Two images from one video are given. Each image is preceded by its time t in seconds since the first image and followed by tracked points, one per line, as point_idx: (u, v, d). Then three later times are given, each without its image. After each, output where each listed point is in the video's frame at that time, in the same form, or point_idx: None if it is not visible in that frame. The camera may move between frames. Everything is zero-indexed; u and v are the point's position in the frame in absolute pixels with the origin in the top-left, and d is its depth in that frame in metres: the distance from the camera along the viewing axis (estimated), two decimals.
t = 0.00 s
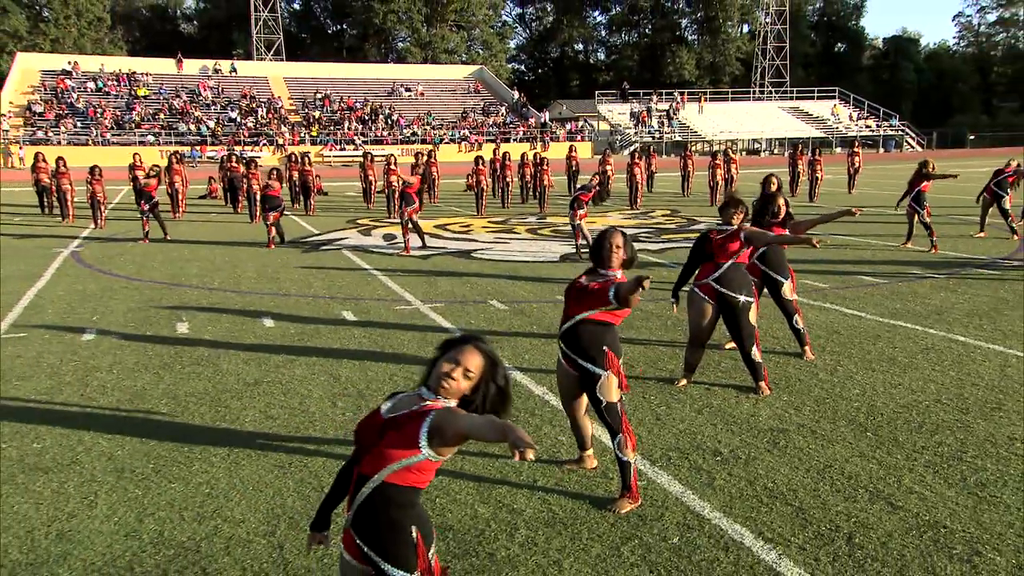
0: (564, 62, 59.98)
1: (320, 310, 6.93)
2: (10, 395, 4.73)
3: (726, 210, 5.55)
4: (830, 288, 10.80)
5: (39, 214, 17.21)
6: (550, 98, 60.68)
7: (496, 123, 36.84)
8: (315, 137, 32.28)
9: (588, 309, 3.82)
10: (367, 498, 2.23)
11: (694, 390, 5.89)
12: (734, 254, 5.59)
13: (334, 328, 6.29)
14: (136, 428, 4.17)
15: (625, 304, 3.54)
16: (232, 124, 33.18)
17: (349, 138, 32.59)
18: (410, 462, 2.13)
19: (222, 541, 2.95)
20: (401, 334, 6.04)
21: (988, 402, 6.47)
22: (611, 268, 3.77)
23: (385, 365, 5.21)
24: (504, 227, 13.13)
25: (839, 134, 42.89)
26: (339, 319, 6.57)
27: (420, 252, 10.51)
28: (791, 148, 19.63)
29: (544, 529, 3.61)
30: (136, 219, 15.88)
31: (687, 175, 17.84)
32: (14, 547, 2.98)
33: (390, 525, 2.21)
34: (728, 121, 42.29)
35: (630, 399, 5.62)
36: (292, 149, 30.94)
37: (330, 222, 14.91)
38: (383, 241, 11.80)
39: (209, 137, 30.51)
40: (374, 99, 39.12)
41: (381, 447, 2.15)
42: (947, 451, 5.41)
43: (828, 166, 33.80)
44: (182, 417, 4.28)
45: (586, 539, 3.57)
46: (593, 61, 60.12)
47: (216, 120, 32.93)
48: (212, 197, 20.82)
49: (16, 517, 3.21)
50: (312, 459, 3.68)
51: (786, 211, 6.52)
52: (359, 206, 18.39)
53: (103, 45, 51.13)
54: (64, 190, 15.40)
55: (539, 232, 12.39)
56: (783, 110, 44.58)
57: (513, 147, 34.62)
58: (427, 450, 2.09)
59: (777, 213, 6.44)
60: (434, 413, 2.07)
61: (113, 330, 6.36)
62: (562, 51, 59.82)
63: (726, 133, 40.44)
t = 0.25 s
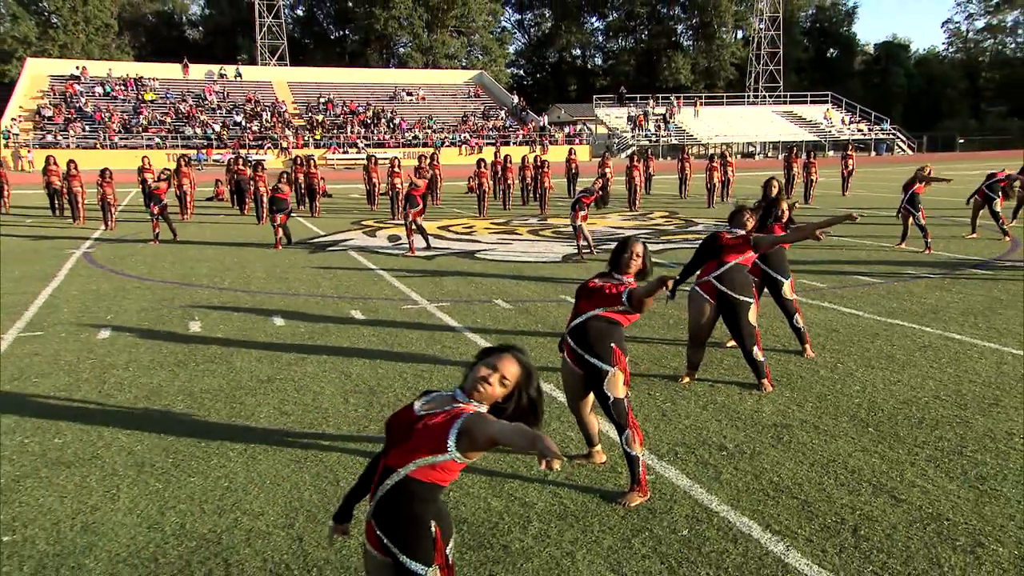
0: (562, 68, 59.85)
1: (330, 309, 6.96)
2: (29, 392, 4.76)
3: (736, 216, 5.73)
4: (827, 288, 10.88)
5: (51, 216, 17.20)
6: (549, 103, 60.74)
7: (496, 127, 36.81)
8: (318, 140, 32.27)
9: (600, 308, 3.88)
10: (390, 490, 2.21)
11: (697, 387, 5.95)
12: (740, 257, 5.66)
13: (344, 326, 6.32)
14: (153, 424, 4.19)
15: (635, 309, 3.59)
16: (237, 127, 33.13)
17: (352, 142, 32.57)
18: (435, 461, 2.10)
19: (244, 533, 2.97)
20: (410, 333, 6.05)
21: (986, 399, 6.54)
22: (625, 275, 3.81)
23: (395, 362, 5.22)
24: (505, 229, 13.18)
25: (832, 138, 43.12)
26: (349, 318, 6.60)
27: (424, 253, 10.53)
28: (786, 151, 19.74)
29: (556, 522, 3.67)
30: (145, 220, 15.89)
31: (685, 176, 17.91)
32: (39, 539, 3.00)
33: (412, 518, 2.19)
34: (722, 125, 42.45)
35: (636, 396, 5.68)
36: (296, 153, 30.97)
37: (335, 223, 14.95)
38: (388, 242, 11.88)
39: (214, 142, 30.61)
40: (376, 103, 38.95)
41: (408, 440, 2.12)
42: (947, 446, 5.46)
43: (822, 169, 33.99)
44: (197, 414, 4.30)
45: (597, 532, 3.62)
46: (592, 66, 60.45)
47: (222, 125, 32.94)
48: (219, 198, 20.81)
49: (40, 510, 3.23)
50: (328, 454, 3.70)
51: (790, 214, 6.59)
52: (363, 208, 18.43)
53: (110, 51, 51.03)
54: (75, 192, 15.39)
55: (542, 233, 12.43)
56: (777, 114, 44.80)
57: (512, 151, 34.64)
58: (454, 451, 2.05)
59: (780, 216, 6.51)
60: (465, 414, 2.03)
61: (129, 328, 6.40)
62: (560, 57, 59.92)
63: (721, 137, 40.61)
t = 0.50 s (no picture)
0: (559, 72, 59.91)
1: (337, 309, 6.99)
2: (45, 388, 4.81)
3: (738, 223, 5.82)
4: (823, 287, 10.97)
5: (60, 217, 17.13)
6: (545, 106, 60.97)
7: (495, 131, 36.84)
8: (321, 141, 32.10)
9: (610, 305, 3.95)
10: (412, 483, 2.22)
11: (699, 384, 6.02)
12: (741, 256, 5.74)
13: (351, 326, 6.34)
14: (167, 420, 4.21)
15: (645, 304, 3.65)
16: (240, 130, 33.05)
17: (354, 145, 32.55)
18: (457, 458, 2.10)
19: (261, 526, 3.00)
20: (416, 331, 6.08)
21: (983, 395, 6.61)
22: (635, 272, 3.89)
23: (402, 361, 5.26)
24: (505, 230, 13.23)
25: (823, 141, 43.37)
26: (356, 316, 6.64)
27: (426, 254, 10.56)
28: (780, 154, 19.85)
29: (566, 515, 3.73)
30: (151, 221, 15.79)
31: (681, 178, 17.98)
32: (63, 531, 3.03)
33: (434, 512, 2.20)
34: (716, 128, 42.62)
35: (641, 393, 5.74)
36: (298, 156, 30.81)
37: (338, 224, 15.01)
38: (392, 242, 11.97)
39: (219, 144, 30.58)
40: (377, 107, 38.93)
41: (431, 435, 2.13)
42: (946, 440, 5.51)
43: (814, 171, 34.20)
44: (210, 411, 4.32)
45: (607, 524, 3.68)
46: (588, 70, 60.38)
47: (226, 128, 32.89)
48: (222, 200, 20.79)
49: (61, 503, 3.26)
50: (340, 449, 3.73)
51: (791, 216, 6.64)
52: (366, 209, 18.46)
53: (115, 56, 50.92)
54: (83, 194, 15.37)
55: (542, 234, 12.49)
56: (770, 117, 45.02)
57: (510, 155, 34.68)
58: (475, 450, 2.05)
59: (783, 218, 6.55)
60: (489, 414, 2.05)
61: (141, 326, 6.44)
62: (557, 61, 59.98)
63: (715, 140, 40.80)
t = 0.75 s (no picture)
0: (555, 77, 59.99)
1: (342, 309, 7.06)
2: (64, 385, 4.95)
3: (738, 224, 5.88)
4: (817, 286, 11.09)
5: (68, 219, 17.21)
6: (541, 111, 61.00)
7: (492, 134, 36.87)
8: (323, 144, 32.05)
9: (615, 303, 4.02)
10: (432, 474, 2.26)
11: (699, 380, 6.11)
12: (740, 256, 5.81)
13: (358, 324, 6.41)
14: (182, 416, 4.33)
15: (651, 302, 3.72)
16: (242, 134, 32.97)
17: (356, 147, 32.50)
18: (476, 452, 2.14)
19: (277, 518, 3.12)
20: (419, 330, 6.15)
21: (978, 390, 6.67)
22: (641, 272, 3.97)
23: (408, 358, 5.33)
24: (504, 231, 13.30)
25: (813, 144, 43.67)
26: (361, 315, 6.72)
27: (428, 255, 10.63)
28: (772, 156, 19.98)
29: (573, 507, 3.83)
30: (158, 223, 15.87)
31: (675, 180, 18.09)
32: (86, 524, 3.15)
33: (455, 504, 2.25)
34: (708, 132, 42.80)
35: (643, 389, 5.82)
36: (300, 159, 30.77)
37: (340, 225, 15.12)
38: (394, 243, 12.07)
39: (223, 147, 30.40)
40: (377, 111, 38.87)
41: (452, 429, 2.16)
42: (942, 434, 5.56)
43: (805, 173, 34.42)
44: (224, 407, 4.43)
45: (613, 516, 3.77)
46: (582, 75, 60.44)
47: (229, 131, 32.79)
48: (224, 203, 20.78)
49: (82, 496, 3.39)
50: (350, 444, 3.83)
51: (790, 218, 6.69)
52: (367, 210, 18.51)
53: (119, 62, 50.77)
54: (91, 196, 15.27)
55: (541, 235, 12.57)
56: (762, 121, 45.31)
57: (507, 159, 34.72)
58: (495, 444, 2.09)
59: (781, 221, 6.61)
60: (509, 412, 2.09)
61: (152, 326, 6.53)
62: (552, 67, 60.06)
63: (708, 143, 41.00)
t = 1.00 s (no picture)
0: (549, 80, 60.23)
1: (344, 307, 7.10)
2: (77, 380, 4.99)
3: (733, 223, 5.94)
4: (808, 284, 11.20)
5: (72, 220, 17.17)
6: (535, 113, 61.33)
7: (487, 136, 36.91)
8: (320, 147, 32.03)
9: (617, 299, 4.07)
10: (450, 465, 2.29)
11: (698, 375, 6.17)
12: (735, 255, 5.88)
13: (360, 323, 6.43)
14: (192, 411, 4.36)
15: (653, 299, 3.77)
16: (241, 136, 32.86)
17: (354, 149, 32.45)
18: (493, 446, 2.18)
19: (289, 510, 3.15)
20: (422, 328, 6.19)
21: (967, 385, 6.75)
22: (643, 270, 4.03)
23: (409, 355, 5.37)
24: (501, 231, 13.34)
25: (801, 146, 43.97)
26: (364, 313, 6.76)
27: (428, 254, 10.66)
28: (763, 157, 20.10)
29: (579, 499, 3.89)
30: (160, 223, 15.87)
31: (668, 181, 18.19)
32: (101, 517, 3.18)
33: (472, 495, 2.28)
34: (698, 133, 43.02)
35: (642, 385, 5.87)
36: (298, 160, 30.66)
37: (340, 225, 15.15)
38: (393, 242, 12.09)
39: (224, 150, 30.27)
40: (372, 113, 38.86)
41: (471, 423, 2.20)
42: (935, 428, 5.63)
43: (793, 174, 34.70)
44: (232, 402, 4.46)
45: (618, 507, 3.83)
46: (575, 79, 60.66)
47: (229, 134, 32.69)
48: (225, 203, 20.72)
49: (97, 489, 3.42)
50: (358, 438, 3.87)
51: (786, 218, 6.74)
52: (365, 211, 18.51)
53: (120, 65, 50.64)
54: (94, 197, 15.34)
55: (538, 235, 12.62)
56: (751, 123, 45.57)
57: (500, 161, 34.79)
58: (514, 440, 2.12)
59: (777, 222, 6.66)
60: (526, 408, 2.13)
61: (160, 323, 6.59)
62: (545, 70, 60.40)
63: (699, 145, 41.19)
